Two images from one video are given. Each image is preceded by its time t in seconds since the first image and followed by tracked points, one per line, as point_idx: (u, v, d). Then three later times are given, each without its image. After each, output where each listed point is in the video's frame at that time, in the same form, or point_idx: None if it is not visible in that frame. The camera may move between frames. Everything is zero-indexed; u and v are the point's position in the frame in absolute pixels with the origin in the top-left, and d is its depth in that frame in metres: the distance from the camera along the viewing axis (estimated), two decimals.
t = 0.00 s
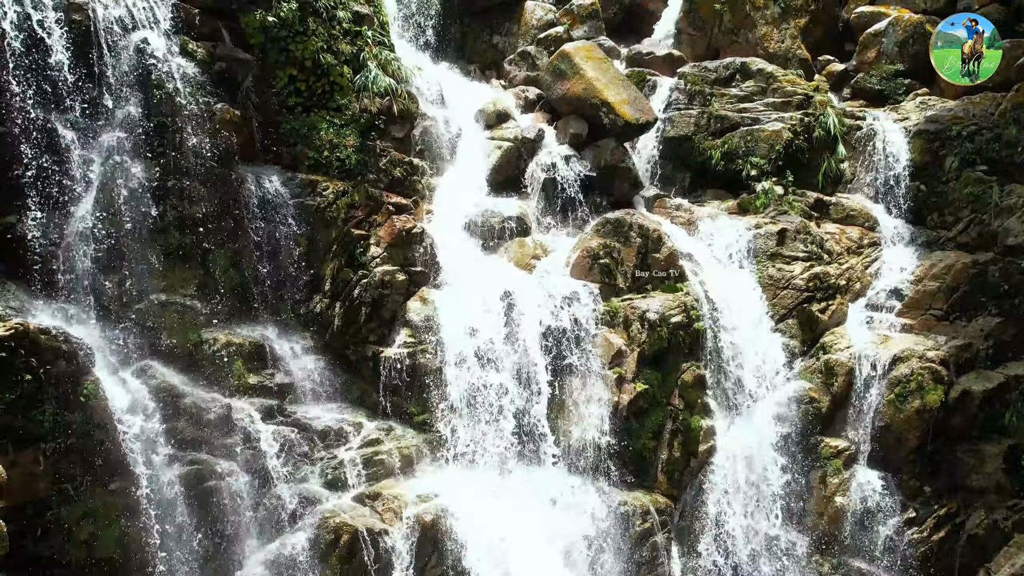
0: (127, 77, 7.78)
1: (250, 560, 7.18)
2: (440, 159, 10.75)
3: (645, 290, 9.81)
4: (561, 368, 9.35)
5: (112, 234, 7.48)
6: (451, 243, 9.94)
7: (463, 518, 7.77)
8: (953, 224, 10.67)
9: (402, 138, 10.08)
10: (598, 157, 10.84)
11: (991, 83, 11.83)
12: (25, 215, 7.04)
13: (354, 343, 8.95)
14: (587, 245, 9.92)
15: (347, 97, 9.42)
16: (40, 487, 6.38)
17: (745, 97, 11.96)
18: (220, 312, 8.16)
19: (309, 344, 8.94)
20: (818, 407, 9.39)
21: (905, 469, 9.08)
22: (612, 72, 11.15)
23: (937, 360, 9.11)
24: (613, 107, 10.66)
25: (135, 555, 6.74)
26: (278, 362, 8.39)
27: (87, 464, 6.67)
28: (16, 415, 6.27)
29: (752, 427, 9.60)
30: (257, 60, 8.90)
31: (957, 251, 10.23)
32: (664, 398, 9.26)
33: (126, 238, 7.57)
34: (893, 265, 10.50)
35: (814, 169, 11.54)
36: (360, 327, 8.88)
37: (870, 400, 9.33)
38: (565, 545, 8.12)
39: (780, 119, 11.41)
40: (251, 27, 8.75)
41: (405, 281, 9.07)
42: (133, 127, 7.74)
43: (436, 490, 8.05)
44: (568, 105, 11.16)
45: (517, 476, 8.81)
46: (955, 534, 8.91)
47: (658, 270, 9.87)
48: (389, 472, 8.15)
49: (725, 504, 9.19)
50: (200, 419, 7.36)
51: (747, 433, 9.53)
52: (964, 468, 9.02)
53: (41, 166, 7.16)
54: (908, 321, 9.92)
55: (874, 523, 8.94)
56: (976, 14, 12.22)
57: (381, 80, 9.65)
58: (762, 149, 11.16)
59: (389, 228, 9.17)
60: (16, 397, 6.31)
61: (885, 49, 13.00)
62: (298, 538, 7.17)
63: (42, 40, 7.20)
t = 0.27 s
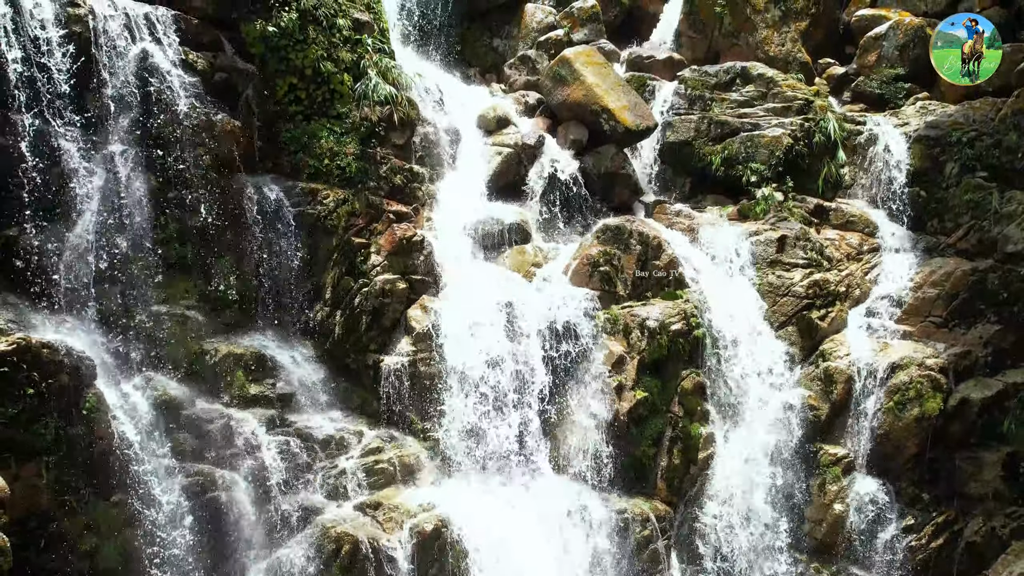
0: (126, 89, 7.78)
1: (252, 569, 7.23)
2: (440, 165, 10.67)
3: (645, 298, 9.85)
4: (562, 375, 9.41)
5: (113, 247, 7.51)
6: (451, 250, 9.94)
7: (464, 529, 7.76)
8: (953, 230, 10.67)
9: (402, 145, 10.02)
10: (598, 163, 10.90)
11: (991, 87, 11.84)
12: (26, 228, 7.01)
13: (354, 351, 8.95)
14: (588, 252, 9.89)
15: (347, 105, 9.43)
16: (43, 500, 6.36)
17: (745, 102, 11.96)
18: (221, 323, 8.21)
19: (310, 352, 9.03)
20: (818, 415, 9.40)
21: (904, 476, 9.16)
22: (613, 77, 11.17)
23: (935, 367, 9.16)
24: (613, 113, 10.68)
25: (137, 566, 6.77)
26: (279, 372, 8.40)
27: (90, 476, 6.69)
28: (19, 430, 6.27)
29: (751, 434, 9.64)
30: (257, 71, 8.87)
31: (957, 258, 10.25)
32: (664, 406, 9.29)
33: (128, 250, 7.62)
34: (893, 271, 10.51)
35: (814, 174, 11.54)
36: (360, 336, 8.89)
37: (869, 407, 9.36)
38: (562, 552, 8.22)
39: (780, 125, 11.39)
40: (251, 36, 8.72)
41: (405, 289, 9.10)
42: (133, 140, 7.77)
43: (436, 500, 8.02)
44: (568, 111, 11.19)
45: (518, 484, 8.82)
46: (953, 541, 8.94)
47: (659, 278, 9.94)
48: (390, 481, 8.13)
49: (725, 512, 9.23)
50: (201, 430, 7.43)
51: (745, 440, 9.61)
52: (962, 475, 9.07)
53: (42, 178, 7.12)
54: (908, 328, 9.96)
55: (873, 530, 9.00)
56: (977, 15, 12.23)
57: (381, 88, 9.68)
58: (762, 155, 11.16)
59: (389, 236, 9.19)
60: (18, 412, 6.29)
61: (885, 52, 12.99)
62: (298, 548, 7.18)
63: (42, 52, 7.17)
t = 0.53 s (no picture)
0: (128, 102, 7.80)
1: None
2: (442, 172, 10.65)
3: (647, 307, 9.83)
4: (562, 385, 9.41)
5: (116, 260, 7.52)
6: (452, 259, 9.97)
7: (463, 540, 7.78)
8: (953, 238, 10.68)
9: (402, 152, 10.01)
10: (599, 171, 10.84)
11: (991, 94, 11.96)
12: (27, 242, 7.08)
13: (355, 361, 8.97)
14: (588, 261, 9.88)
15: (347, 115, 9.43)
16: (47, 514, 6.41)
17: (745, 109, 11.95)
18: (223, 334, 8.21)
19: (312, 364, 9.09)
20: (818, 423, 9.48)
21: (902, 484, 9.22)
22: (613, 84, 11.15)
23: (934, 377, 9.19)
24: (613, 121, 10.66)
25: None
26: (281, 384, 8.43)
27: (94, 489, 6.73)
28: (21, 445, 6.31)
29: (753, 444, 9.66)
30: (256, 81, 8.82)
31: (957, 266, 10.27)
32: (664, 414, 9.31)
33: (129, 263, 7.61)
34: (893, 279, 10.54)
35: (813, 184, 11.54)
36: (361, 346, 8.91)
37: (868, 417, 9.40)
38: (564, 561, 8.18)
39: (780, 132, 11.37)
40: (251, 49, 8.76)
41: (406, 299, 9.10)
42: (135, 153, 7.79)
43: (436, 511, 8.06)
44: (569, 117, 11.18)
45: (519, 493, 8.79)
46: (952, 550, 8.94)
47: (659, 286, 9.89)
48: (391, 491, 8.18)
49: (726, 521, 9.30)
50: (204, 443, 7.43)
51: (747, 449, 9.62)
52: (961, 484, 9.05)
53: (44, 193, 7.19)
54: (908, 336, 9.98)
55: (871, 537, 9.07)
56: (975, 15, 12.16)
57: (381, 98, 9.68)
58: (762, 163, 11.16)
59: (389, 245, 9.20)
60: (21, 427, 6.32)
61: (886, 57, 12.96)
62: (298, 559, 7.18)
63: (42, 66, 7.19)
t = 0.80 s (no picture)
0: (129, 118, 7.81)
1: None
2: (441, 183, 10.65)
3: (647, 318, 9.86)
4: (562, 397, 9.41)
5: (117, 276, 7.55)
6: (451, 270, 9.83)
7: (467, 553, 7.71)
8: (952, 247, 10.70)
9: (402, 163, 9.89)
10: (598, 180, 10.92)
11: (992, 100, 11.87)
12: (29, 260, 7.11)
13: (355, 374, 9.00)
14: (587, 272, 9.91)
15: (347, 127, 9.39)
16: (50, 531, 6.44)
17: (744, 117, 11.93)
18: (224, 349, 8.25)
19: (313, 375, 9.08)
20: (818, 434, 9.52)
21: (901, 495, 9.26)
22: (613, 93, 11.17)
23: (933, 389, 9.21)
24: (614, 131, 10.67)
25: None
26: (282, 397, 8.45)
27: (95, 507, 6.73)
28: (25, 464, 6.36)
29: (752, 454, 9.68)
30: (258, 96, 8.87)
31: (957, 276, 10.29)
32: (664, 425, 9.34)
33: (131, 281, 7.62)
34: (893, 289, 10.53)
35: (813, 191, 11.56)
36: (362, 358, 8.93)
37: (867, 428, 9.40)
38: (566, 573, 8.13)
39: (780, 141, 11.45)
40: (251, 63, 8.75)
41: (406, 311, 9.12)
42: (136, 170, 7.81)
43: (437, 523, 8.00)
44: (569, 127, 11.18)
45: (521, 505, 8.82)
46: (949, 561, 9.04)
47: (659, 297, 9.95)
48: (392, 504, 8.15)
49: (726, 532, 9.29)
50: (207, 458, 7.47)
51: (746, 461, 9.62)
52: (960, 494, 9.14)
53: (45, 210, 7.21)
54: (906, 346, 10.03)
55: (870, 548, 9.12)
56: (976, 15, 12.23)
57: (382, 110, 9.60)
58: (762, 172, 11.19)
59: (389, 258, 9.19)
60: (23, 446, 6.36)
61: (887, 65, 12.98)
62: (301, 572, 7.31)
63: (43, 84, 7.21)
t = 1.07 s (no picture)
0: (132, 138, 7.90)
1: None
2: (442, 193, 10.61)
3: (648, 331, 9.86)
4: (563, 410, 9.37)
5: (120, 295, 7.59)
6: (453, 282, 9.89)
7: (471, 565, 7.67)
8: (950, 259, 10.80)
9: (403, 175, 9.96)
10: (599, 193, 10.87)
11: (992, 110, 11.95)
12: (32, 280, 7.14)
13: (357, 389, 9.04)
14: (587, 285, 9.90)
15: (349, 141, 9.42)
16: (52, 550, 6.48)
17: (745, 127, 11.96)
18: (227, 365, 8.29)
19: (315, 390, 9.09)
20: (816, 447, 9.56)
21: (900, 507, 9.27)
22: (613, 104, 11.18)
23: (932, 402, 9.22)
24: (614, 144, 10.67)
25: None
26: (283, 413, 8.49)
27: (99, 525, 6.77)
28: (29, 485, 6.41)
29: (750, 466, 9.74)
30: (260, 112, 8.81)
31: (956, 289, 10.31)
32: (665, 436, 9.32)
33: (134, 300, 7.67)
34: (893, 301, 10.60)
35: (814, 200, 11.57)
36: (364, 373, 8.96)
37: (865, 441, 9.49)
38: None
39: (781, 151, 11.41)
40: (250, 78, 8.65)
41: (407, 325, 9.16)
42: (138, 189, 7.85)
43: (439, 539, 7.97)
44: (569, 138, 11.17)
45: (521, 518, 8.85)
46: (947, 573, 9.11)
47: (660, 310, 9.95)
48: (393, 518, 8.19)
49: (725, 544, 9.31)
50: (207, 476, 7.45)
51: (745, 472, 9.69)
52: (958, 507, 9.18)
53: (48, 230, 7.23)
54: (906, 358, 10.08)
55: (868, 560, 9.11)
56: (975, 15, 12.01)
57: (383, 125, 9.61)
58: (762, 183, 11.18)
59: (392, 272, 9.14)
60: (27, 468, 6.40)
61: (887, 73, 12.98)
62: None
63: (45, 104, 7.24)
